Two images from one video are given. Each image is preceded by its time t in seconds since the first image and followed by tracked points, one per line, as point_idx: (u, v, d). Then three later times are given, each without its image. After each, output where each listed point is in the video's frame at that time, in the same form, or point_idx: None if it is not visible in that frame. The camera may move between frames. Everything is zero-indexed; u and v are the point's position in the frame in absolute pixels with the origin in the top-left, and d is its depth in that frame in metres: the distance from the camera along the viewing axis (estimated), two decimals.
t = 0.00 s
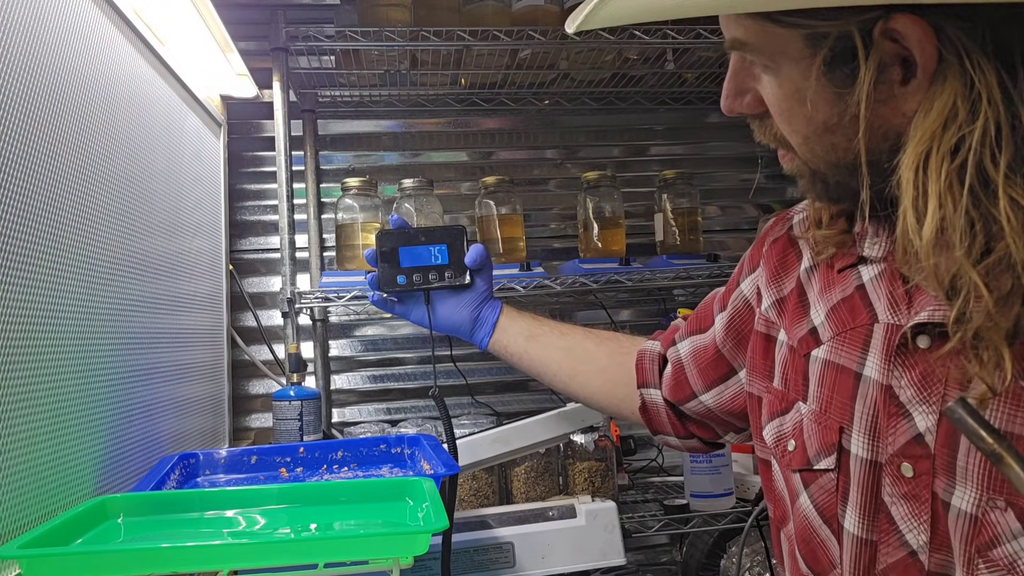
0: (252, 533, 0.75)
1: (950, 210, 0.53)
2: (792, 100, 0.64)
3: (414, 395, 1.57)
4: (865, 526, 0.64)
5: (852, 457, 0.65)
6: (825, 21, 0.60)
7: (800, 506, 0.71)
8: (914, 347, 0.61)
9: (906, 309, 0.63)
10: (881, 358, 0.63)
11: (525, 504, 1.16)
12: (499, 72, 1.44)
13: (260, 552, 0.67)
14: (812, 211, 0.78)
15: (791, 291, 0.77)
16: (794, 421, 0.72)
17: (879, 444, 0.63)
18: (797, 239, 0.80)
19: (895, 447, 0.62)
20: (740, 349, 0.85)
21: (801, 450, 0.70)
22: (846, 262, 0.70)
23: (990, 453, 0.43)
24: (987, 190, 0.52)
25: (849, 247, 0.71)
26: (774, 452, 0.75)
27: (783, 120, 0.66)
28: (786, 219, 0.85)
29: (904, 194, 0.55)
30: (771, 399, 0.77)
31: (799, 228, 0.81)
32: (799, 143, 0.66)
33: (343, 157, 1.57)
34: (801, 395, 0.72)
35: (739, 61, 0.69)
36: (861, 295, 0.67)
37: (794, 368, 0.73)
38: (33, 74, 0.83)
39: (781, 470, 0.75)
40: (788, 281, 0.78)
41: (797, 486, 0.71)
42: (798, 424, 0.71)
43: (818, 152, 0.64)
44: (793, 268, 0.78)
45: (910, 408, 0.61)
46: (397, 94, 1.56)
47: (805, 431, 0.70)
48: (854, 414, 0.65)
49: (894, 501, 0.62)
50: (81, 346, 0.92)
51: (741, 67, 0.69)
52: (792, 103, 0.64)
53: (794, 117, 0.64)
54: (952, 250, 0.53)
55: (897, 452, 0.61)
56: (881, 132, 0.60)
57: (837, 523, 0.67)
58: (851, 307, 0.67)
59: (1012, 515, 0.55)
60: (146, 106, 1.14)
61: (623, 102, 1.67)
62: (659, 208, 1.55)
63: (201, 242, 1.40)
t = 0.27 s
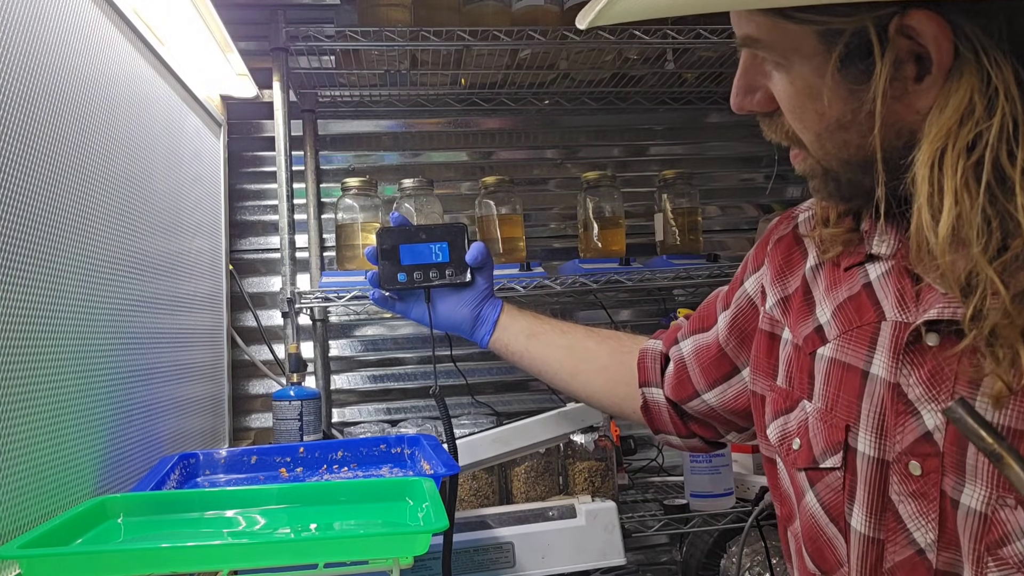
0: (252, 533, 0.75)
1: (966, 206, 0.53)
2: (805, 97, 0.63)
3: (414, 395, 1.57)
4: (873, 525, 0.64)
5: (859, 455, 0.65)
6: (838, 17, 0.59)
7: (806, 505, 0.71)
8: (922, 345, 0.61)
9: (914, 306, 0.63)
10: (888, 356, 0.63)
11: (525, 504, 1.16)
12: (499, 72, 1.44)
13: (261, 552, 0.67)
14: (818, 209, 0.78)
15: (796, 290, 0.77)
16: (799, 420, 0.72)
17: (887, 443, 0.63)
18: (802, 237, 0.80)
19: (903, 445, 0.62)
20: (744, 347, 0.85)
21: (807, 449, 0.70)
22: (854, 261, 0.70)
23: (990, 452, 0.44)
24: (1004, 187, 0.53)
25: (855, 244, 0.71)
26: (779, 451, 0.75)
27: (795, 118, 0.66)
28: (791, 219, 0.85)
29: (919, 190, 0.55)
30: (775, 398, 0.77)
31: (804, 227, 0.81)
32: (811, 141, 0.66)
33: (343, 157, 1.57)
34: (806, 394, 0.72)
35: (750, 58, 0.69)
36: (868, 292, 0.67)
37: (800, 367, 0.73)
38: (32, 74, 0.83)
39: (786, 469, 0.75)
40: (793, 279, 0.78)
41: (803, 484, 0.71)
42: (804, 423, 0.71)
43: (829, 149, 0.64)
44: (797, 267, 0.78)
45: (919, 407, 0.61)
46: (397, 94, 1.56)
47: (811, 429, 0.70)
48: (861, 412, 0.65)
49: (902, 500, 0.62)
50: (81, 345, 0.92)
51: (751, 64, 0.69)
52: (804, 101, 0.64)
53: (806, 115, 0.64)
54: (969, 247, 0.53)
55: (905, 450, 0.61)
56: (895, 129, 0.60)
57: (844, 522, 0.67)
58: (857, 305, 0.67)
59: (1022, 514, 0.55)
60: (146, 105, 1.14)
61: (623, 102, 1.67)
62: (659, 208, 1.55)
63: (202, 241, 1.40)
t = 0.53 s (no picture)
0: (252, 533, 0.75)
1: (980, 210, 0.53)
2: (816, 97, 0.63)
3: (414, 396, 1.57)
4: (879, 525, 0.64)
5: (867, 456, 0.65)
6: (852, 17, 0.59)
7: (811, 505, 0.71)
8: (933, 345, 0.61)
9: (925, 305, 0.63)
10: (897, 356, 0.63)
11: (525, 504, 1.16)
12: (499, 72, 1.44)
13: (261, 552, 0.67)
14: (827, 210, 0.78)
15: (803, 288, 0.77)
16: (805, 419, 0.72)
17: (895, 443, 0.63)
18: (810, 236, 0.81)
19: (911, 445, 0.62)
20: (750, 346, 0.85)
21: (813, 448, 0.70)
22: (863, 261, 0.70)
23: (989, 454, 0.45)
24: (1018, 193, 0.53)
25: (864, 244, 0.71)
26: (785, 451, 0.75)
27: (805, 118, 0.65)
28: (798, 217, 0.85)
29: (932, 195, 0.56)
30: (782, 396, 0.76)
31: (812, 225, 0.81)
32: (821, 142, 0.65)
33: (343, 158, 1.58)
34: (813, 393, 0.72)
35: (759, 58, 0.68)
36: (877, 292, 0.67)
37: (806, 366, 0.73)
38: (32, 73, 0.83)
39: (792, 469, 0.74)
40: (801, 279, 0.78)
41: (808, 484, 0.71)
42: (810, 422, 0.71)
43: (840, 150, 0.64)
44: (805, 266, 0.78)
45: (927, 406, 0.61)
46: (397, 94, 1.56)
47: (817, 428, 0.70)
48: (869, 412, 0.65)
49: (909, 500, 0.62)
50: (80, 345, 0.92)
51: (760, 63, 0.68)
52: (815, 101, 0.63)
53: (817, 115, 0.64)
54: (982, 252, 0.53)
55: (914, 451, 0.61)
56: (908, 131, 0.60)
57: (848, 522, 0.66)
58: (866, 304, 0.68)
59: None
60: (146, 106, 1.14)
61: (623, 102, 1.67)
62: (659, 208, 1.55)
63: (202, 242, 1.40)
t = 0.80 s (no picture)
0: (252, 533, 0.75)
1: (996, 210, 0.53)
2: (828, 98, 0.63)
3: (414, 395, 1.57)
4: (889, 525, 0.63)
5: (877, 456, 0.65)
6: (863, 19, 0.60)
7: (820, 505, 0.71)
8: (943, 345, 0.61)
9: (935, 306, 0.63)
10: (907, 356, 0.63)
11: (525, 504, 1.16)
12: (499, 72, 1.44)
13: (261, 552, 0.67)
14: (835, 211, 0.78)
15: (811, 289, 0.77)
16: (814, 420, 0.72)
17: (905, 442, 0.63)
18: (817, 237, 0.81)
19: (922, 444, 0.61)
20: (756, 347, 0.85)
21: (822, 448, 0.70)
22: (872, 261, 0.70)
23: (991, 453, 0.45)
24: None
25: (873, 245, 0.71)
26: (793, 451, 0.75)
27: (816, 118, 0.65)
28: (805, 219, 0.85)
29: (947, 195, 0.56)
30: (790, 397, 0.77)
31: (820, 227, 0.81)
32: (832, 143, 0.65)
33: (342, 157, 1.57)
34: (821, 393, 0.72)
35: (771, 59, 0.69)
36: (886, 293, 0.67)
37: (815, 366, 0.73)
38: (32, 73, 0.83)
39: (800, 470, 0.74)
40: (808, 280, 0.78)
41: (817, 484, 0.71)
42: (819, 422, 0.71)
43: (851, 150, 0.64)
44: (813, 267, 0.78)
45: (937, 406, 0.60)
46: (397, 94, 1.56)
47: (827, 428, 0.70)
48: (879, 413, 0.65)
49: (920, 500, 0.62)
50: (80, 345, 0.92)
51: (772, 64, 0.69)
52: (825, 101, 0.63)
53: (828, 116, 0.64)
54: (999, 251, 0.53)
55: (925, 450, 0.61)
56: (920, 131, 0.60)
57: (858, 522, 0.67)
58: (875, 305, 0.67)
59: None
60: (146, 106, 1.14)
61: (623, 102, 1.67)
62: (659, 208, 1.56)
63: (202, 241, 1.40)
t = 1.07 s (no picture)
0: (251, 534, 0.75)
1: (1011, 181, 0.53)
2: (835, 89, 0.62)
3: (413, 396, 1.57)
4: (894, 510, 0.63)
5: (881, 443, 0.64)
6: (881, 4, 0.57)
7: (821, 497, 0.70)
8: (946, 331, 0.62)
9: (937, 295, 0.63)
10: (909, 344, 0.63)
11: (525, 505, 1.16)
12: (499, 72, 1.44)
13: (260, 552, 0.67)
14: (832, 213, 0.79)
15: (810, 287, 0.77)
16: (815, 413, 0.71)
17: (909, 428, 0.63)
18: (816, 238, 0.81)
19: (927, 429, 0.62)
20: (756, 347, 0.85)
21: (823, 440, 0.69)
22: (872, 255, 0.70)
23: (991, 454, 0.44)
24: None
25: (873, 241, 0.71)
26: (793, 445, 0.75)
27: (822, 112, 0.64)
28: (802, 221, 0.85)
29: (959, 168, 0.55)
30: (790, 391, 0.76)
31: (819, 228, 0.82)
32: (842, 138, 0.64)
33: (342, 157, 1.57)
34: (822, 386, 0.72)
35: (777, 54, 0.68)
36: (887, 285, 0.67)
37: (816, 361, 0.73)
38: (32, 74, 0.83)
39: (801, 465, 0.74)
40: (807, 277, 0.78)
41: (819, 476, 0.70)
42: (820, 415, 0.71)
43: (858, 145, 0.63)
44: (811, 265, 0.78)
45: (942, 391, 0.61)
46: (397, 94, 1.56)
47: (828, 420, 0.70)
48: (883, 401, 0.65)
49: (924, 484, 0.62)
50: (81, 345, 0.92)
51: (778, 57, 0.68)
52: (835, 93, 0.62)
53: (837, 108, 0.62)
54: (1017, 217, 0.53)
55: (929, 434, 0.61)
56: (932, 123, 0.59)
57: (862, 511, 0.66)
58: (877, 297, 0.68)
59: None
60: (145, 105, 1.14)
61: (623, 101, 1.67)
62: (659, 208, 1.55)
63: (202, 241, 1.40)
